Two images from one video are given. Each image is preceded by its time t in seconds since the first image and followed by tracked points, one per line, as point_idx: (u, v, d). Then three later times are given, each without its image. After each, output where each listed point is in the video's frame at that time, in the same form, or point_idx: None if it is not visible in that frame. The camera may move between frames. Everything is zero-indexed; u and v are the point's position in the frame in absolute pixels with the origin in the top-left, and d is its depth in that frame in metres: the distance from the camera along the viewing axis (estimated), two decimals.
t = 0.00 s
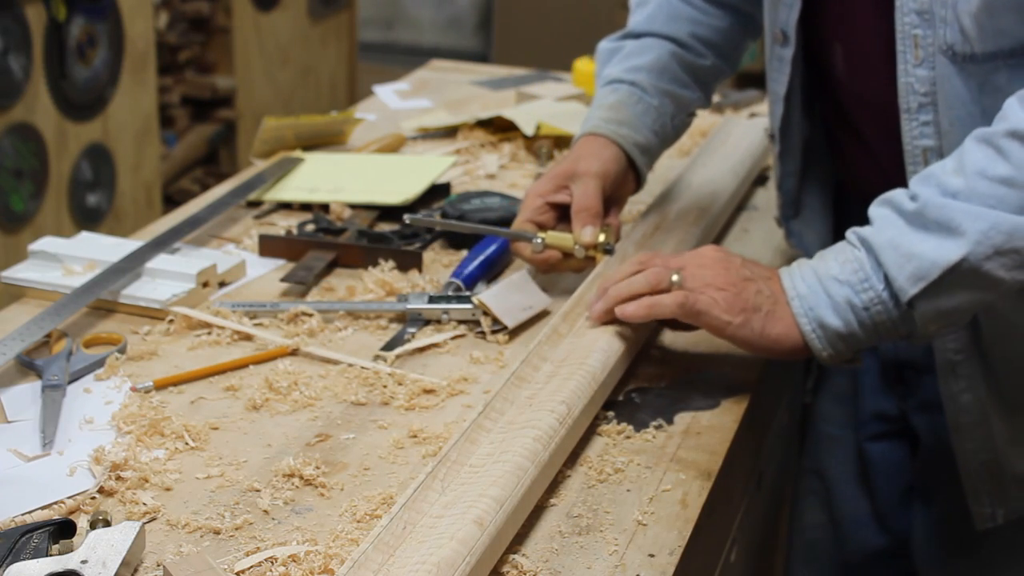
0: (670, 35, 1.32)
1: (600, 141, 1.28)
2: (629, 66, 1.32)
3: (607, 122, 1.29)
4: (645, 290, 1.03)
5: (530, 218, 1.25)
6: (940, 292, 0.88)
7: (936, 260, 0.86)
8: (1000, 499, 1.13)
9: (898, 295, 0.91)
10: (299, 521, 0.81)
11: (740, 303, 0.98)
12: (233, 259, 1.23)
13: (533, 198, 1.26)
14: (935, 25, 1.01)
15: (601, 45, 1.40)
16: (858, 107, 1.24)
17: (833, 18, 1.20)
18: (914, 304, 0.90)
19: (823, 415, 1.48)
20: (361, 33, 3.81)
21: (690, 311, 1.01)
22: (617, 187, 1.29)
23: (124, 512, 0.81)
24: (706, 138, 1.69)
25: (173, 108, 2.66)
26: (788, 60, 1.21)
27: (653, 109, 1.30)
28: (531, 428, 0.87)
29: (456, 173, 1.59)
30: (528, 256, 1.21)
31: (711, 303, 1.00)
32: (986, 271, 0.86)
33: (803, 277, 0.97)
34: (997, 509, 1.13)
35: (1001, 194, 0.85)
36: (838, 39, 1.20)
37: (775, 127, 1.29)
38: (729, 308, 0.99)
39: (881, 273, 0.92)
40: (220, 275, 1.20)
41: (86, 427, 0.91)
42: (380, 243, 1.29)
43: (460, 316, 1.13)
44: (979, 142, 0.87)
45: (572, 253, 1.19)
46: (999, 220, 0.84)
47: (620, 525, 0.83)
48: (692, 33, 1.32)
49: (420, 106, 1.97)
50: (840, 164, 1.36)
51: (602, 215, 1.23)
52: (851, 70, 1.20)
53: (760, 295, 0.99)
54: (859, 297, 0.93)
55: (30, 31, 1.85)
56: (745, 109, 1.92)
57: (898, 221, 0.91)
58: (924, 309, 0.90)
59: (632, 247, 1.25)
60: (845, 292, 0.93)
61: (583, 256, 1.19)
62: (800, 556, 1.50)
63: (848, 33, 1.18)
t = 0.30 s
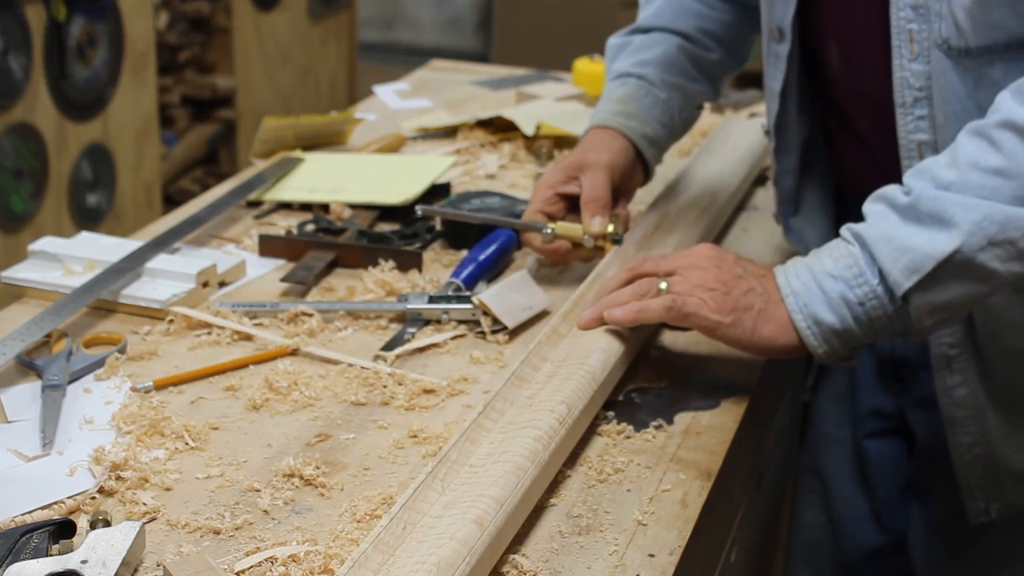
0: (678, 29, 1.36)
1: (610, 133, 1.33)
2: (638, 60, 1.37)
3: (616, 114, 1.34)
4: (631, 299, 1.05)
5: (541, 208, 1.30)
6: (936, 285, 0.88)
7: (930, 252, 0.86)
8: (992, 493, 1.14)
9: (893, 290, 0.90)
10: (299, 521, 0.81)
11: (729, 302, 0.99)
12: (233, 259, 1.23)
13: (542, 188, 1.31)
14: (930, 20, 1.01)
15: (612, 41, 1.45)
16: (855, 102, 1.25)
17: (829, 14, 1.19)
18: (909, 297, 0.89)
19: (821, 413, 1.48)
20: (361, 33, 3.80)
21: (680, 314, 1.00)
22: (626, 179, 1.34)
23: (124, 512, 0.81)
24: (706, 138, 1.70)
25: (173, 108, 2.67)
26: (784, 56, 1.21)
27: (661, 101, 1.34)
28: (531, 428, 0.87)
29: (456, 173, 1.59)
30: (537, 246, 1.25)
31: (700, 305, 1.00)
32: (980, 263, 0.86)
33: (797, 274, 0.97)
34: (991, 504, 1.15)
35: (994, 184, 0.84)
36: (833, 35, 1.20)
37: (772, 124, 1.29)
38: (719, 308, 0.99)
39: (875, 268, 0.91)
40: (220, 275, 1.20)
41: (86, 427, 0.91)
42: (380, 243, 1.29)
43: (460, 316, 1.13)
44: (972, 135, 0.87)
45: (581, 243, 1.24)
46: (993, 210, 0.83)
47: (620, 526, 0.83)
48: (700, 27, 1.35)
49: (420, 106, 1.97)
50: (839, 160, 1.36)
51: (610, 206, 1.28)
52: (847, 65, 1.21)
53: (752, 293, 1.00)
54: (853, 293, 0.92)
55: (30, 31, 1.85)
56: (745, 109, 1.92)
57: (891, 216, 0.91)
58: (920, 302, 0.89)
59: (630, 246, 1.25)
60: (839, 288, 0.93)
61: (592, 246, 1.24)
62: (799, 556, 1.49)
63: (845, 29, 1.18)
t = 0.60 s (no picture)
0: (686, 23, 1.37)
1: (619, 125, 1.35)
2: (647, 54, 1.38)
3: (625, 107, 1.36)
4: (629, 298, 1.05)
5: (551, 199, 1.33)
6: (931, 272, 0.87)
7: (923, 238, 0.86)
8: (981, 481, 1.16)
9: (888, 279, 0.90)
10: (299, 521, 0.81)
11: (726, 294, 0.99)
12: (233, 259, 1.23)
13: (554, 179, 1.34)
14: (927, 9, 1.01)
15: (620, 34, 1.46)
16: (853, 94, 1.24)
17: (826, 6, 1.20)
18: (904, 285, 0.89)
19: (820, 411, 1.48)
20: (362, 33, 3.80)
21: (676, 309, 1.01)
22: (635, 170, 1.36)
23: (124, 512, 0.81)
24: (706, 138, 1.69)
25: (173, 108, 2.67)
26: (782, 49, 1.23)
27: (669, 94, 1.37)
28: (531, 428, 0.87)
29: (456, 173, 1.59)
30: (548, 235, 1.28)
31: (696, 298, 1.00)
32: (975, 248, 0.85)
33: (793, 266, 0.97)
34: (982, 494, 1.17)
35: (987, 169, 0.83)
36: (829, 29, 1.21)
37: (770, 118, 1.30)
38: (715, 300, 0.99)
39: (870, 258, 0.91)
40: (220, 275, 1.20)
41: (86, 427, 0.91)
42: (380, 243, 1.29)
43: (460, 316, 1.13)
44: (965, 121, 0.87)
45: (592, 233, 1.27)
46: (985, 194, 0.83)
47: (620, 526, 0.83)
48: (708, 22, 1.37)
49: (420, 106, 1.97)
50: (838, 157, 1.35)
51: (620, 196, 1.31)
52: (844, 56, 1.21)
53: (750, 286, 1.00)
54: (848, 283, 0.92)
55: (30, 31, 1.85)
56: (745, 109, 1.92)
57: (885, 205, 0.91)
58: (915, 290, 0.89)
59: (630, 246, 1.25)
60: (834, 279, 0.93)
61: (602, 235, 1.27)
62: (800, 553, 1.52)
63: (843, 23, 1.18)
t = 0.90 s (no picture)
0: (694, 17, 1.41)
1: (630, 117, 1.39)
2: (656, 47, 1.42)
3: (635, 99, 1.40)
4: (631, 300, 1.04)
5: (563, 188, 1.38)
6: (932, 266, 0.87)
7: (922, 233, 0.86)
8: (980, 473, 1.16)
9: (888, 276, 0.90)
10: (299, 521, 0.81)
11: (727, 295, 0.99)
12: (233, 259, 1.23)
13: (565, 169, 1.39)
14: (928, 4, 1.02)
15: (631, 28, 1.50)
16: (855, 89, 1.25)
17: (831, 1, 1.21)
18: (906, 281, 0.89)
19: (823, 406, 1.48)
20: (362, 34, 3.80)
21: (677, 313, 1.01)
22: (645, 160, 1.40)
23: (124, 512, 0.81)
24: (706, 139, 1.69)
25: (173, 108, 2.67)
26: (786, 45, 1.22)
27: (678, 87, 1.40)
28: (530, 428, 0.87)
29: (456, 173, 1.59)
30: (559, 224, 1.32)
31: (697, 301, 1.00)
32: (974, 241, 0.85)
33: (792, 267, 0.97)
34: (982, 486, 1.17)
35: (982, 162, 0.84)
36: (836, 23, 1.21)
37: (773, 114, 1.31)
38: (717, 302, 0.99)
39: (869, 256, 0.91)
40: (220, 275, 1.20)
41: (86, 427, 0.91)
42: (380, 243, 1.29)
43: (460, 316, 1.13)
44: (961, 117, 0.87)
45: (601, 222, 1.31)
46: (982, 188, 0.83)
47: (620, 526, 0.83)
48: (715, 15, 1.40)
49: (420, 106, 1.97)
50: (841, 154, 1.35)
51: (630, 186, 1.35)
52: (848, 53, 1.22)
53: (750, 286, 1.00)
54: (849, 282, 0.92)
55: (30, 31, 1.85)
56: (745, 109, 1.92)
57: (883, 203, 0.91)
58: (917, 285, 0.89)
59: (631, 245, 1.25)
60: (835, 278, 0.93)
61: (612, 224, 1.31)
62: (802, 545, 1.50)
63: (851, 15, 1.19)
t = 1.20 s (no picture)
0: (704, 11, 1.45)
1: (639, 109, 1.43)
2: (666, 40, 1.46)
3: (644, 91, 1.43)
4: (633, 299, 1.04)
5: (573, 178, 1.42)
6: (932, 258, 0.87)
7: (920, 225, 0.86)
8: (981, 465, 1.17)
9: (888, 269, 0.90)
10: (299, 521, 0.81)
11: (727, 293, 0.99)
12: (234, 259, 1.23)
13: (575, 159, 1.42)
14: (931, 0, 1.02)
15: (640, 21, 1.53)
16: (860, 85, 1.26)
17: None
18: (906, 273, 0.89)
19: (831, 401, 1.51)
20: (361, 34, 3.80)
21: (678, 313, 1.01)
22: (653, 152, 1.44)
23: (124, 512, 0.81)
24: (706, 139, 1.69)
25: (173, 108, 2.67)
26: (793, 40, 1.24)
27: (686, 79, 1.44)
28: (530, 428, 0.87)
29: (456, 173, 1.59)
30: (571, 214, 1.37)
31: (697, 300, 1.00)
32: (973, 231, 0.85)
33: (792, 264, 0.98)
34: (982, 476, 1.17)
35: (978, 151, 0.84)
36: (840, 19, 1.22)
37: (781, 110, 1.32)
38: (717, 300, 0.99)
39: (869, 250, 0.91)
40: (220, 275, 1.20)
41: (86, 427, 0.91)
42: (380, 243, 1.29)
43: (460, 316, 1.13)
44: (957, 109, 0.88)
45: (611, 211, 1.34)
46: (978, 177, 0.83)
47: (620, 526, 0.83)
48: (725, 10, 1.44)
49: (420, 106, 1.97)
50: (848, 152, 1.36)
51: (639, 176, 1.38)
52: (853, 48, 1.23)
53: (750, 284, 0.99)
54: (850, 277, 0.93)
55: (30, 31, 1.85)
56: (745, 109, 1.92)
57: (880, 197, 0.91)
58: (917, 277, 0.89)
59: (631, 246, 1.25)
60: (835, 274, 0.93)
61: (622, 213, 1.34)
62: (808, 538, 1.55)
63: (855, 12, 1.20)
